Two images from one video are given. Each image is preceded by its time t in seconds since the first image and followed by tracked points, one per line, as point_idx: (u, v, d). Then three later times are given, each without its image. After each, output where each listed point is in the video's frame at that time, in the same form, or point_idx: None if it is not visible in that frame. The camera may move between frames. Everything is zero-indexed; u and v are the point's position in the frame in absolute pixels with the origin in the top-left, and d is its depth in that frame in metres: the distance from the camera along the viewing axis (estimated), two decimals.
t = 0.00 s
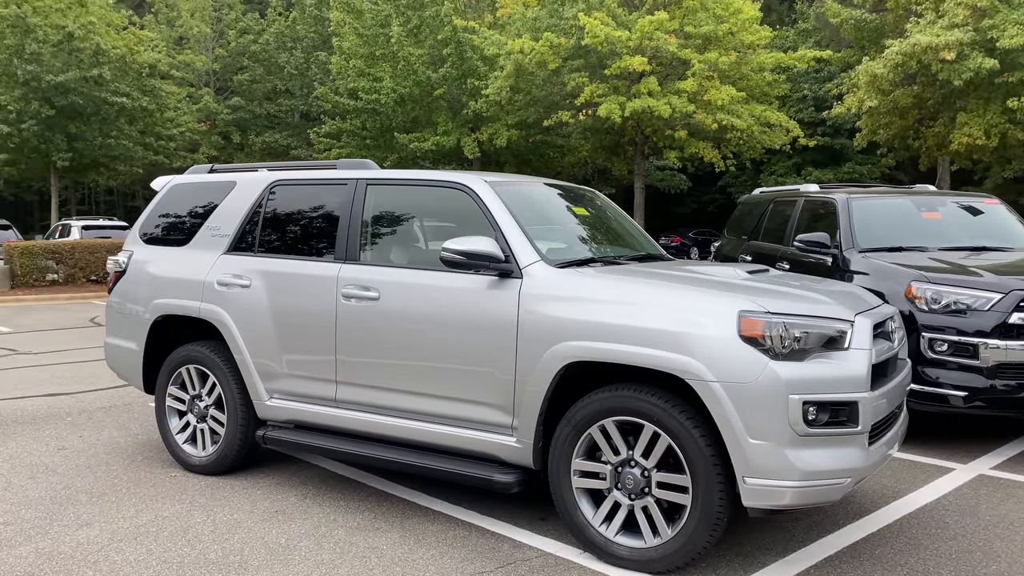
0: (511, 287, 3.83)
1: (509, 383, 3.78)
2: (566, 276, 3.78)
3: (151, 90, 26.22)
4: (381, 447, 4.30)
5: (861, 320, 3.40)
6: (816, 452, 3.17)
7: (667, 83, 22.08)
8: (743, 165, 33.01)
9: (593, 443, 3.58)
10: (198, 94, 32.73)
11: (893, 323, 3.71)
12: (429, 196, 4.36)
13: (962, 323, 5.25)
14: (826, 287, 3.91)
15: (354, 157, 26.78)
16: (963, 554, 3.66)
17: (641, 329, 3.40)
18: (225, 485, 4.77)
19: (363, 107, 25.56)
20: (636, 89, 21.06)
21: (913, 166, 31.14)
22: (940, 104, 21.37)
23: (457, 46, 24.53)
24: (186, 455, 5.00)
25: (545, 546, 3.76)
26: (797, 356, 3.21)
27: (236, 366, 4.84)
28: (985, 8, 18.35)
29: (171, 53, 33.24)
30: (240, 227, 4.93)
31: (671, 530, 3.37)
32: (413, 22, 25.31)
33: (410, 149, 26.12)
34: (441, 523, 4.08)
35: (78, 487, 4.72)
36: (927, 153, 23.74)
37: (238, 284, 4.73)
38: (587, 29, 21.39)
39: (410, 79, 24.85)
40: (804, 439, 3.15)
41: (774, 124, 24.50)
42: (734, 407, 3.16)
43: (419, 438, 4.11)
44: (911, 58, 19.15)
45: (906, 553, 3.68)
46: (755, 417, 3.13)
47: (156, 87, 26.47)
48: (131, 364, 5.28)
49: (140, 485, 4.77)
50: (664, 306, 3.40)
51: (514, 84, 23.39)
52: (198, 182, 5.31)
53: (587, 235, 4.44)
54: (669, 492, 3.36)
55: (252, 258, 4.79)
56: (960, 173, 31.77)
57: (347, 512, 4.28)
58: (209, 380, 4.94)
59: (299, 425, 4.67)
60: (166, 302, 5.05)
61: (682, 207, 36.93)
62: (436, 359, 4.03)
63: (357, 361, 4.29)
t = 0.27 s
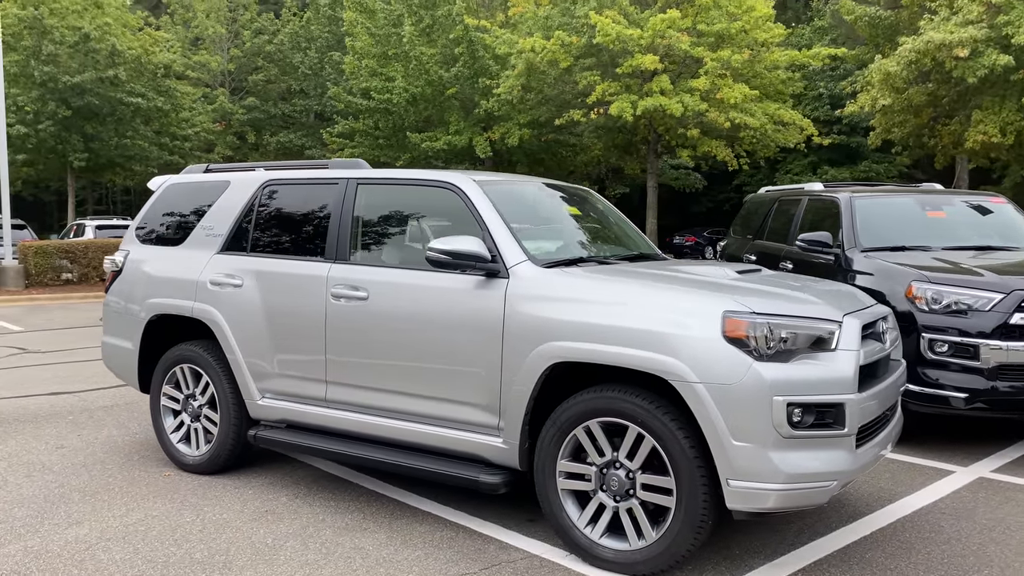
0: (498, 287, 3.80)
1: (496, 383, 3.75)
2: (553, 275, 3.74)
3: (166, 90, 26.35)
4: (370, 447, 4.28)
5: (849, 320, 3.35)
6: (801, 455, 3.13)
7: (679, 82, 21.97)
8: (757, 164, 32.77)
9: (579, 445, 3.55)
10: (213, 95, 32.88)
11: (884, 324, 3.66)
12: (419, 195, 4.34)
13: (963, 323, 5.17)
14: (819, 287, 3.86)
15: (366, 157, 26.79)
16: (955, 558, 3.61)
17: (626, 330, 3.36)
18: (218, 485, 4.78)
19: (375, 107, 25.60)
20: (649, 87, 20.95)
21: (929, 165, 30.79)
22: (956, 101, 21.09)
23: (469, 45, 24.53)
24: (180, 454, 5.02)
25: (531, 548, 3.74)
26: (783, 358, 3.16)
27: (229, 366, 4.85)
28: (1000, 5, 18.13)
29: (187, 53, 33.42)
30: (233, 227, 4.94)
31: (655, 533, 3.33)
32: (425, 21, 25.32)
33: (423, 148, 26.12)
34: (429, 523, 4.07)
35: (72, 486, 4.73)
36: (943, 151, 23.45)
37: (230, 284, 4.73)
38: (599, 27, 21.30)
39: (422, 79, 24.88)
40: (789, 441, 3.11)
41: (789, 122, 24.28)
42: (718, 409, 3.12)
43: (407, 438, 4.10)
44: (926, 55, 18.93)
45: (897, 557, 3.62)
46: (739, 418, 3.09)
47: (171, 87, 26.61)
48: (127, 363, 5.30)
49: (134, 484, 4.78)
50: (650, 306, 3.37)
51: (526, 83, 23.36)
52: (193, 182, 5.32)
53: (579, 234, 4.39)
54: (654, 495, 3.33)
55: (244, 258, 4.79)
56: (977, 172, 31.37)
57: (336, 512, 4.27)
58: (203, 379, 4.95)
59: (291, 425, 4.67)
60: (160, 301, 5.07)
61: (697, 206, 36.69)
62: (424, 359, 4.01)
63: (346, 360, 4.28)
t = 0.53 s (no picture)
0: (487, 285, 3.78)
1: (484, 383, 3.73)
2: (541, 273, 3.72)
3: (183, 90, 26.49)
4: (361, 445, 4.28)
5: (839, 320, 3.30)
6: (788, 456, 3.09)
7: (693, 79, 21.86)
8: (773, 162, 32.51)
9: (566, 444, 3.53)
10: (229, 94, 33.05)
11: (876, 323, 3.61)
12: (410, 193, 4.32)
13: (964, 323, 5.10)
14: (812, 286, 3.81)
15: (380, 155, 26.84)
16: (948, 562, 3.55)
17: (613, 329, 3.32)
18: (213, 483, 4.79)
19: (389, 105, 25.65)
20: (662, 85, 20.83)
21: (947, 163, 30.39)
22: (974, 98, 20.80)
23: (482, 43, 24.54)
24: (177, 451, 5.03)
25: (519, 548, 3.71)
26: (769, 358, 3.12)
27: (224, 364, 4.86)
28: None
29: (204, 53, 33.64)
30: (228, 225, 4.94)
31: (641, 534, 3.30)
32: (438, 20, 25.34)
33: (437, 147, 26.15)
34: (419, 522, 4.05)
35: (68, 482, 4.76)
36: (960, 149, 23.11)
37: (224, 282, 4.74)
38: (612, 24, 21.21)
39: (436, 77, 24.94)
40: (775, 442, 3.07)
41: (804, 120, 24.06)
42: (704, 410, 3.08)
43: (398, 436, 4.09)
44: (941, 52, 18.69)
45: (890, 560, 3.58)
46: (724, 418, 3.05)
47: (188, 87, 26.76)
48: (125, 361, 5.33)
49: (130, 482, 4.80)
50: (637, 304, 3.34)
51: (538, 81, 23.34)
52: (191, 181, 5.34)
53: (572, 233, 4.34)
54: (640, 495, 3.30)
55: (238, 256, 4.80)
56: (996, 170, 30.91)
57: (328, 511, 4.26)
58: (198, 377, 4.96)
59: (285, 422, 4.67)
60: (157, 299, 5.09)
61: (712, 204, 36.44)
62: (414, 357, 3.99)
63: (337, 359, 4.28)
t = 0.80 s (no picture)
0: (480, 281, 3.74)
1: (476, 380, 3.69)
2: (534, 269, 3.67)
3: (199, 88, 26.59)
4: (355, 442, 4.25)
5: (835, 317, 3.23)
6: (781, 456, 3.02)
7: (707, 76, 21.70)
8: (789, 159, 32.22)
9: (558, 443, 3.48)
10: (245, 92, 33.22)
11: (874, 321, 3.53)
12: (405, 189, 4.28)
13: (971, 321, 5.00)
14: (811, 283, 3.74)
15: (394, 153, 26.86)
16: (948, 565, 3.48)
17: (604, 326, 3.27)
18: (209, 479, 4.78)
19: (403, 103, 25.68)
20: (676, 82, 20.68)
21: (966, 160, 29.96)
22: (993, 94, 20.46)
23: (495, 40, 24.51)
24: (175, 447, 5.03)
25: (511, 547, 3.67)
26: (762, 356, 3.06)
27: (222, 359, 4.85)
28: None
29: (221, 51, 33.82)
30: (225, 222, 4.94)
31: (632, 534, 3.25)
32: (453, 17, 25.32)
33: (451, 144, 26.14)
34: (412, 521, 4.01)
35: (66, 478, 4.76)
36: (979, 145, 22.76)
37: (221, 279, 4.73)
38: (625, 21, 21.08)
39: (450, 74, 24.92)
40: (767, 442, 3.00)
41: (820, 117, 23.82)
42: (694, 408, 3.02)
43: (391, 434, 4.06)
44: (958, 47, 18.41)
45: (889, 562, 3.50)
46: (715, 417, 3.00)
47: (204, 85, 26.88)
48: (124, 357, 5.34)
49: (127, 478, 4.80)
50: (629, 300, 3.28)
51: (552, 78, 23.25)
52: (190, 176, 5.34)
53: (569, 229, 4.27)
54: (631, 495, 3.25)
55: (235, 252, 4.78)
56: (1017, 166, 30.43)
57: (322, 508, 4.24)
58: (196, 373, 4.95)
59: (281, 419, 4.65)
60: (156, 295, 5.09)
61: (727, 202, 36.17)
62: (407, 354, 3.95)
63: (332, 356, 4.25)
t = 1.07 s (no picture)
0: (472, 278, 3.68)
1: (469, 378, 3.63)
2: (527, 266, 3.60)
3: (215, 85, 26.63)
4: (349, 441, 4.21)
5: (834, 316, 3.14)
6: (776, 459, 2.94)
7: (721, 71, 21.47)
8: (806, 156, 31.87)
9: (550, 443, 3.41)
10: (261, 89, 33.33)
11: (876, 319, 3.44)
12: (399, 184, 4.22)
13: (980, 320, 4.87)
14: (812, 282, 3.65)
15: (408, 150, 26.85)
16: (951, 571, 3.38)
17: (597, 324, 3.20)
18: (205, 477, 4.75)
19: (417, 99, 25.67)
20: (690, 77, 20.44)
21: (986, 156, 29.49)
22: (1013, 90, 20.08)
23: (509, 36, 24.41)
24: (172, 444, 5.01)
25: (504, 549, 3.61)
26: (757, 356, 2.98)
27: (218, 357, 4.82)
28: None
29: (237, 48, 33.93)
30: (222, 218, 4.90)
31: (624, 536, 3.18)
32: (466, 13, 25.24)
33: (464, 140, 26.08)
34: (406, 521, 3.96)
35: (63, 475, 4.76)
36: (998, 141, 22.36)
37: (217, 275, 4.69)
38: (639, 16, 20.88)
39: (463, 70, 24.87)
40: (762, 444, 2.93)
41: (837, 112, 23.52)
42: (687, 408, 2.95)
43: (384, 433, 4.01)
44: (976, 41, 18.07)
45: (890, 568, 3.41)
46: (708, 418, 2.92)
47: (220, 82, 26.91)
48: (123, 354, 5.32)
49: (124, 475, 4.79)
50: (622, 298, 3.20)
51: (565, 74, 23.11)
52: (189, 171, 5.30)
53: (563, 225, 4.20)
54: (624, 496, 3.18)
55: (231, 248, 4.75)
56: None
57: (315, 507, 4.20)
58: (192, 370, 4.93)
59: (276, 417, 4.61)
60: (154, 291, 5.07)
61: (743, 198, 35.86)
62: (400, 352, 3.90)
63: (325, 353, 4.21)
